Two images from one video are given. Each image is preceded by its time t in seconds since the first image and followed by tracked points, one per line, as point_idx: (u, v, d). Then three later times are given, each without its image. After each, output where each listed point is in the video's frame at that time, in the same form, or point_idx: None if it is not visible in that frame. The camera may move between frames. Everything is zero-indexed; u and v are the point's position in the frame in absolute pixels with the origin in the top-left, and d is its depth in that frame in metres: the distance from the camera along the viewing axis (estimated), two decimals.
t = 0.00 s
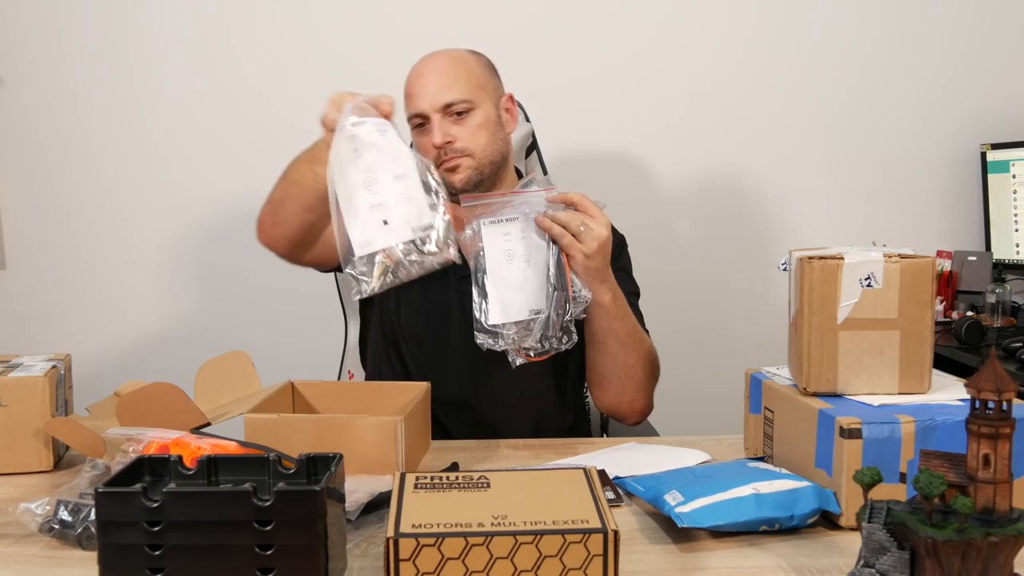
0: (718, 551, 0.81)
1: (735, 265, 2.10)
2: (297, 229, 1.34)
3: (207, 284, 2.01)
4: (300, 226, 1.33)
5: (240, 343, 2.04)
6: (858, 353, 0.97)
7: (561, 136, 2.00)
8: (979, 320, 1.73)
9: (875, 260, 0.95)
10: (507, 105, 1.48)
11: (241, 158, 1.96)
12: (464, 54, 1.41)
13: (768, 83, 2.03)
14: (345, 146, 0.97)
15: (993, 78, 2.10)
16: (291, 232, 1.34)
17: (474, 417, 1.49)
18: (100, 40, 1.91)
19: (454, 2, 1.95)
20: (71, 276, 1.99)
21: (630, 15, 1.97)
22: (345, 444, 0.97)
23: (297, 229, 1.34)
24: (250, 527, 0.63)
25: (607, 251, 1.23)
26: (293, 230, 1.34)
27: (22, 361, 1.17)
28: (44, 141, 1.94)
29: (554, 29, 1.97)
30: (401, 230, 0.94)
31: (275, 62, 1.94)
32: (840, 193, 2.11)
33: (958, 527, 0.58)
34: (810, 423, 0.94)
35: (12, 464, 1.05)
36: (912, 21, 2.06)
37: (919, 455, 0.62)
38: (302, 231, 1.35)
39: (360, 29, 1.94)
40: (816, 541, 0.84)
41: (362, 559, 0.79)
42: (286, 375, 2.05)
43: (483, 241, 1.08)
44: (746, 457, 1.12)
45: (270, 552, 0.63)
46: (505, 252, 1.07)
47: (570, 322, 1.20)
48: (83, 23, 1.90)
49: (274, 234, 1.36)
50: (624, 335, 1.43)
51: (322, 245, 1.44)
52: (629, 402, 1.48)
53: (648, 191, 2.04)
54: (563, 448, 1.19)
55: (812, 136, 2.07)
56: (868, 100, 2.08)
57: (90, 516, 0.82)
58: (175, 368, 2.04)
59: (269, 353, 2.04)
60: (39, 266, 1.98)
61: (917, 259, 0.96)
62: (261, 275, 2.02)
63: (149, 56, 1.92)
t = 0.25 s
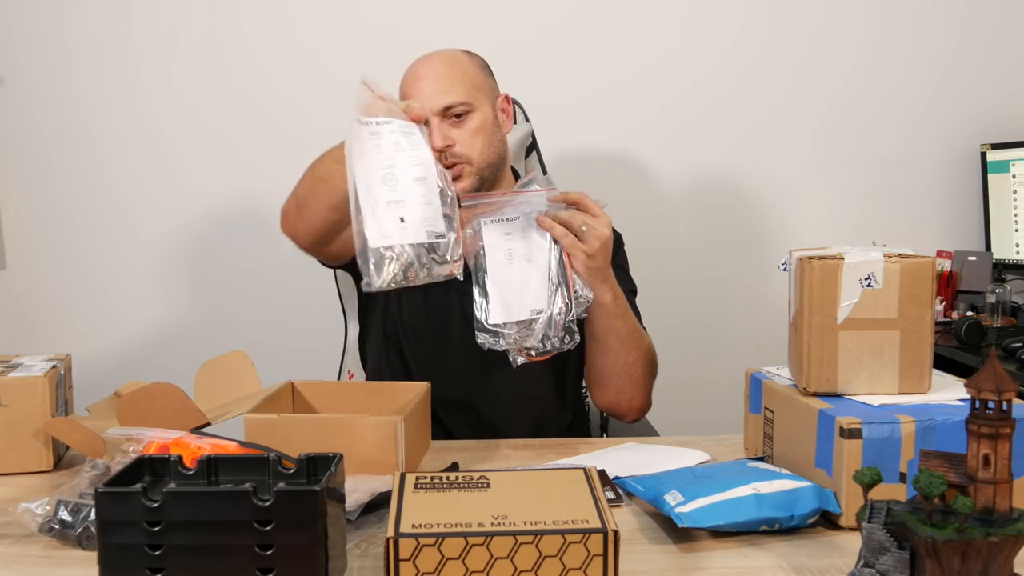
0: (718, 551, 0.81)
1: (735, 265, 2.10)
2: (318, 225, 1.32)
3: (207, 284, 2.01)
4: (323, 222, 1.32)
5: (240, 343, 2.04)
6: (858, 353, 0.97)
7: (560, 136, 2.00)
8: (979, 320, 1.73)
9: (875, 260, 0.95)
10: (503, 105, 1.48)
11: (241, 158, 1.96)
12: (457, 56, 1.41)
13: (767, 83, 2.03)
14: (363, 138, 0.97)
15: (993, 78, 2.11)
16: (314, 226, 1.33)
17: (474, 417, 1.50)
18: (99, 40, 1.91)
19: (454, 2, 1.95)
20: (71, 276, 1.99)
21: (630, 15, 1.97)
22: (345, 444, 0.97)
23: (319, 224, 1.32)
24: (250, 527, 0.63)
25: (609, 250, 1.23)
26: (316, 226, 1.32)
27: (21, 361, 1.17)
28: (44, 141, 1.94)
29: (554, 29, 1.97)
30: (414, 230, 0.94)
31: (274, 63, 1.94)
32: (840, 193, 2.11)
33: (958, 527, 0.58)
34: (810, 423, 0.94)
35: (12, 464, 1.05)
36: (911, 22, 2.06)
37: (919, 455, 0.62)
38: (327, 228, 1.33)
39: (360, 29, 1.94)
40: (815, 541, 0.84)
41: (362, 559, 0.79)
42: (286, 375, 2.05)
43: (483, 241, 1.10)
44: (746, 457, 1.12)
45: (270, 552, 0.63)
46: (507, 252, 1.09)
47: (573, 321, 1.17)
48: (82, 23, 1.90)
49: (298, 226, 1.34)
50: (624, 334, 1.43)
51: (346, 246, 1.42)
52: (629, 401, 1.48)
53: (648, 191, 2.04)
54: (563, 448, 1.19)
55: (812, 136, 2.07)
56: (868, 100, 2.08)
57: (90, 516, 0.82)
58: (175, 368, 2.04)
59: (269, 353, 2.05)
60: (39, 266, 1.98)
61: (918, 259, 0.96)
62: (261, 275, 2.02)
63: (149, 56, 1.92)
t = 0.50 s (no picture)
0: (718, 551, 0.81)
1: (735, 265, 2.10)
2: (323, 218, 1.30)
3: (207, 284, 2.01)
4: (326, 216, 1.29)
5: (240, 343, 2.04)
6: (858, 353, 0.97)
7: (560, 136, 2.00)
8: (979, 320, 1.73)
9: (875, 260, 0.95)
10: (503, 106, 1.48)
11: (241, 158, 1.96)
12: (456, 58, 1.40)
13: (767, 83, 2.03)
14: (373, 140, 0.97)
15: (993, 78, 2.11)
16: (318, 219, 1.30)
17: (474, 416, 1.49)
18: (99, 40, 1.91)
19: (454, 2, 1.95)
20: (71, 277, 1.99)
21: (629, 15, 1.97)
22: (345, 444, 0.97)
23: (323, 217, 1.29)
24: (250, 528, 0.63)
25: (611, 250, 1.23)
26: (321, 219, 1.30)
27: (21, 361, 1.17)
28: (44, 141, 1.94)
29: (554, 29, 1.97)
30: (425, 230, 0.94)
31: (274, 63, 1.94)
32: (840, 193, 2.11)
33: (958, 527, 0.58)
34: (810, 423, 0.94)
35: (12, 464, 1.05)
36: (911, 22, 2.06)
37: (919, 455, 0.62)
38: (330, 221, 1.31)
39: (360, 30, 1.94)
40: (815, 541, 0.84)
41: (362, 559, 0.79)
42: (286, 375, 2.05)
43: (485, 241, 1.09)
44: (746, 457, 1.12)
45: (270, 552, 0.63)
46: (509, 252, 1.09)
47: (575, 322, 1.19)
48: (82, 23, 1.90)
49: (302, 218, 1.31)
50: (625, 334, 1.43)
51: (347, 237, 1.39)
52: (629, 401, 1.48)
53: (648, 191, 2.04)
54: (563, 448, 1.19)
55: (812, 136, 2.07)
56: (868, 100, 2.08)
57: (90, 516, 0.82)
58: (175, 368, 2.04)
59: (269, 353, 2.05)
60: (39, 266, 1.98)
61: (918, 259, 0.96)
62: (261, 275, 2.02)
63: (149, 56, 1.92)
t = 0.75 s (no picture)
0: (718, 551, 0.81)
1: (736, 265, 2.10)
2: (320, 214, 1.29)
3: (207, 284, 2.01)
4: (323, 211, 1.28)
5: (240, 342, 2.04)
6: (859, 353, 0.97)
7: (560, 136, 2.00)
8: (979, 320, 1.73)
9: (875, 260, 0.95)
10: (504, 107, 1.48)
11: (241, 158, 1.97)
12: (457, 59, 1.40)
13: (767, 83, 2.03)
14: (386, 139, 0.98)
15: (993, 78, 2.11)
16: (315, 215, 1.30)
17: (474, 417, 1.49)
18: (99, 40, 1.91)
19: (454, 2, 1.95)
20: (72, 277, 1.99)
21: (630, 15, 1.97)
22: (345, 444, 0.97)
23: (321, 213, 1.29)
24: (250, 528, 0.63)
25: (612, 251, 1.23)
26: (318, 215, 1.29)
27: (21, 361, 1.17)
28: (44, 141, 1.94)
29: (554, 29, 1.97)
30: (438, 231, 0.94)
31: (275, 63, 1.94)
32: (840, 193, 2.11)
33: (958, 527, 0.58)
34: (811, 423, 0.94)
35: (11, 464, 1.05)
36: (911, 22, 2.06)
37: (919, 455, 0.62)
38: (326, 216, 1.30)
39: (360, 30, 1.94)
40: (815, 541, 0.84)
41: (362, 559, 0.79)
42: (286, 375, 2.05)
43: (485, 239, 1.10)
44: (746, 457, 1.12)
45: (270, 552, 0.63)
46: (509, 250, 1.09)
47: (574, 322, 1.19)
48: (82, 23, 1.90)
49: (299, 214, 1.31)
50: (626, 335, 1.43)
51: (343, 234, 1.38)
52: (629, 402, 1.48)
53: (648, 191, 2.04)
54: (563, 448, 1.19)
55: (812, 136, 2.07)
56: (868, 100, 2.08)
57: (90, 516, 0.82)
58: (175, 368, 2.04)
59: (269, 353, 2.04)
60: (38, 266, 1.98)
61: (918, 259, 0.96)
62: (261, 275, 2.02)
63: (149, 56, 1.92)
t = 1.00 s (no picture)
0: (718, 551, 0.81)
1: (735, 265, 2.10)
2: (312, 197, 1.29)
3: (207, 284, 2.01)
4: (314, 195, 1.28)
5: (240, 342, 2.04)
6: (859, 353, 0.97)
7: (561, 136, 2.00)
8: (979, 320, 1.73)
9: (875, 260, 0.95)
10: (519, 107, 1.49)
11: (241, 160, 1.97)
12: (481, 53, 1.42)
13: (767, 83, 2.03)
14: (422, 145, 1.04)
15: (992, 77, 2.11)
16: (307, 200, 1.30)
17: (473, 417, 1.49)
18: (99, 41, 1.91)
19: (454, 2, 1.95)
20: (72, 277, 1.99)
21: (630, 15, 1.97)
22: (345, 443, 0.97)
23: (311, 195, 1.29)
24: (250, 527, 0.63)
25: (611, 254, 1.24)
26: (308, 197, 1.29)
27: (21, 361, 1.17)
28: (43, 141, 1.94)
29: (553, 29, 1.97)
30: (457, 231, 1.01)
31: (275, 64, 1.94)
32: (840, 193, 2.11)
33: (958, 527, 0.58)
34: (811, 423, 0.94)
35: (11, 464, 1.05)
36: (911, 22, 2.06)
37: (919, 455, 0.62)
38: (317, 203, 1.30)
39: (360, 30, 1.94)
40: (815, 541, 0.84)
41: (362, 559, 0.79)
42: (286, 375, 2.05)
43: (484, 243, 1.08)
44: (746, 456, 1.12)
45: (270, 552, 0.63)
46: (509, 254, 1.07)
47: (575, 326, 1.19)
48: (82, 23, 1.90)
49: (291, 202, 1.32)
50: (625, 336, 1.43)
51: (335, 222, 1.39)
52: (628, 404, 1.48)
53: (648, 191, 2.04)
54: (564, 448, 1.19)
55: (812, 136, 2.07)
56: (868, 100, 2.08)
57: (90, 516, 0.82)
58: (175, 367, 2.05)
59: (270, 354, 2.05)
60: (38, 266, 1.98)
61: (918, 259, 0.96)
62: (261, 275, 2.02)
63: (149, 57, 1.92)
